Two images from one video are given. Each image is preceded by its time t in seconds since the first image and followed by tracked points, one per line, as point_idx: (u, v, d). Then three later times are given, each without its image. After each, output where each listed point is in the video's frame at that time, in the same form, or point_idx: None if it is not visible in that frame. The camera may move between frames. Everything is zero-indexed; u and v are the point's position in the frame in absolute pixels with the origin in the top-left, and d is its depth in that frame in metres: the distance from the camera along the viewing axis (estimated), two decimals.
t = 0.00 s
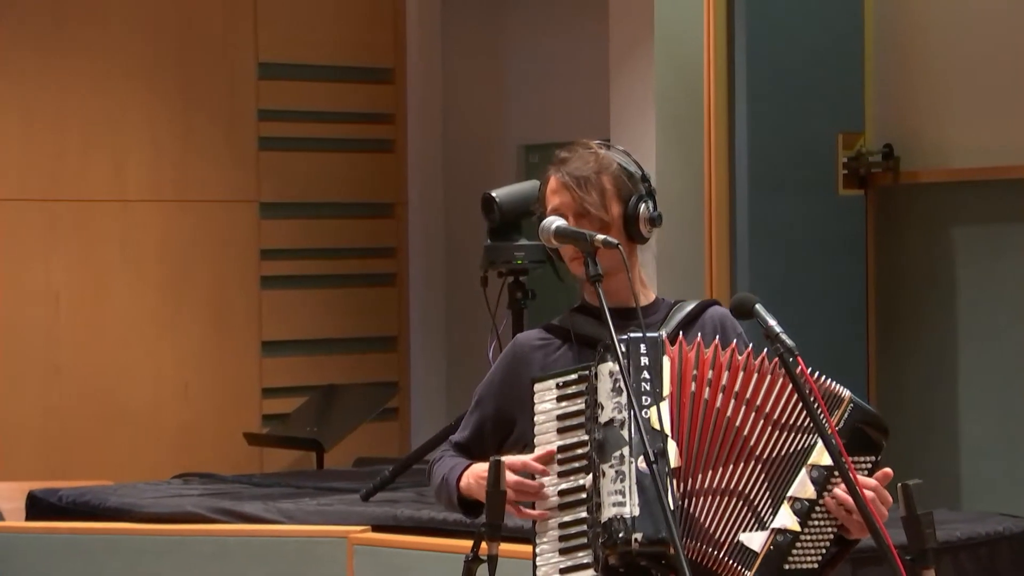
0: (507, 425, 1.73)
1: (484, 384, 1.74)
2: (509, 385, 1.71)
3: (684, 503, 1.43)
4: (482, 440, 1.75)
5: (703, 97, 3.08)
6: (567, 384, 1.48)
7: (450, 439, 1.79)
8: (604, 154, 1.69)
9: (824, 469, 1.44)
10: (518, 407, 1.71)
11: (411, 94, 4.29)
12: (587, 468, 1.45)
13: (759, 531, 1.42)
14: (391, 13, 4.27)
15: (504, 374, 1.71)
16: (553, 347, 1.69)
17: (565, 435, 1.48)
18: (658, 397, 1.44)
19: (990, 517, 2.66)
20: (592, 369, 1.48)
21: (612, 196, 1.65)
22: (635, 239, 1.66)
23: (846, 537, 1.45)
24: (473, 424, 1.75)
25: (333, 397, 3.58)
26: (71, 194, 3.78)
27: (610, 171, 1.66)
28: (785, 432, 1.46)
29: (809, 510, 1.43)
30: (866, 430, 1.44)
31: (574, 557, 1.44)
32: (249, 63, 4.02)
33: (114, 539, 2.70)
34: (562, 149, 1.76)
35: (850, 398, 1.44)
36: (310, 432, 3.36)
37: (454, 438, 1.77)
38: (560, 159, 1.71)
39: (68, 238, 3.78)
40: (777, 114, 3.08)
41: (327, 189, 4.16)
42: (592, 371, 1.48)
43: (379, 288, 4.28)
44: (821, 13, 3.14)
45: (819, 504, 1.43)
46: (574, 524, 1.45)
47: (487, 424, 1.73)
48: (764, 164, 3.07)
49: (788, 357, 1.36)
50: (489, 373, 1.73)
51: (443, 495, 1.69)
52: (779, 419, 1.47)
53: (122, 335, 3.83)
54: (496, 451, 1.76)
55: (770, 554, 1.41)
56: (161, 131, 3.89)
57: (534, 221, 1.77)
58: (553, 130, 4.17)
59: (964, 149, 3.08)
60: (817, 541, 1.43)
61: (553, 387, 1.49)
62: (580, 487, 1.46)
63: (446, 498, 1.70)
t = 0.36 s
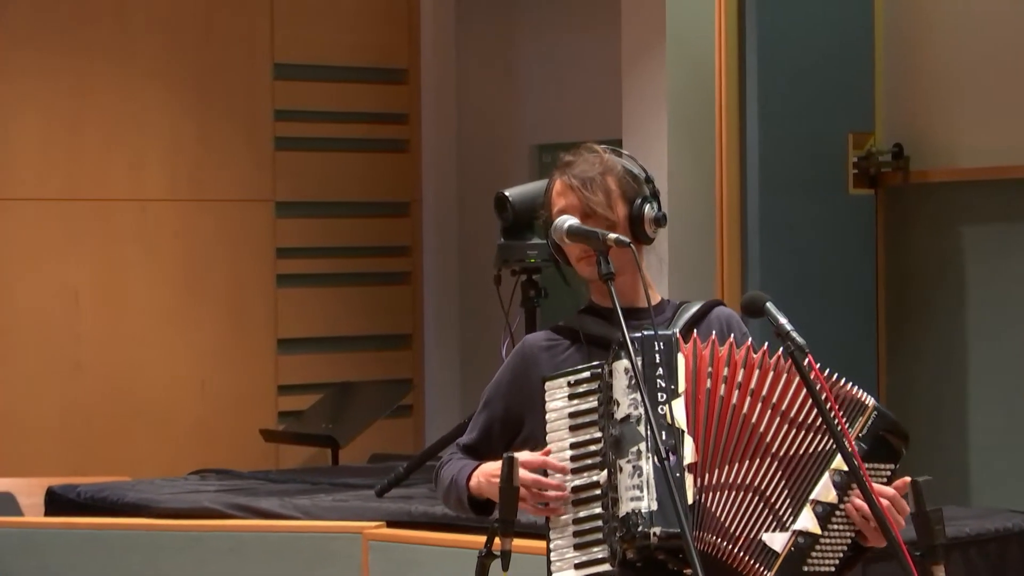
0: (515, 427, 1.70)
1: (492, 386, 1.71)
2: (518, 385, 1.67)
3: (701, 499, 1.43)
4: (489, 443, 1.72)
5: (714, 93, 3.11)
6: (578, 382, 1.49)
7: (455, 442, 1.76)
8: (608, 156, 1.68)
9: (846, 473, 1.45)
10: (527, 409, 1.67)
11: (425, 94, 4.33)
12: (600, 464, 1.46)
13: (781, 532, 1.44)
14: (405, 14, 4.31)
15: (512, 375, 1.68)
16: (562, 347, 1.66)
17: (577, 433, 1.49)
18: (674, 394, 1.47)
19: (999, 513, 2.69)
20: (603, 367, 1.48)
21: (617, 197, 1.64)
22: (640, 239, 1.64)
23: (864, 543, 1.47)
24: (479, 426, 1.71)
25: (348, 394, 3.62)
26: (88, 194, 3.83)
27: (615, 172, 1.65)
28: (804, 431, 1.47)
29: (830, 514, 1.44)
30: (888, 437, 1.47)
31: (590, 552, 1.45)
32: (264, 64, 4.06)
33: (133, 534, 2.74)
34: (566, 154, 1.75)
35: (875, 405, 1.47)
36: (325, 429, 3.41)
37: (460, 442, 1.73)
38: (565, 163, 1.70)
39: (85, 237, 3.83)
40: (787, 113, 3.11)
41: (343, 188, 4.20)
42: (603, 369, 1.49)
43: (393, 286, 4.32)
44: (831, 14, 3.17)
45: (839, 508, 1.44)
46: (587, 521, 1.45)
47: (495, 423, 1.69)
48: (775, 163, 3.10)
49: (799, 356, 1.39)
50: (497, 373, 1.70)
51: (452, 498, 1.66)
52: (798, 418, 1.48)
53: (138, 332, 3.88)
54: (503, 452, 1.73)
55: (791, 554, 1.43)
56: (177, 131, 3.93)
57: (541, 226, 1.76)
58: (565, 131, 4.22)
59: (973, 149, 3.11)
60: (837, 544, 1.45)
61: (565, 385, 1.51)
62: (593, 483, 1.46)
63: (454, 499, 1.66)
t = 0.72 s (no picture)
0: (527, 422, 1.75)
1: (504, 382, 1.76)
2: (530, 382, 1.73)
3: (715, 495, 1.42)
4: (501, 438, 1.77)
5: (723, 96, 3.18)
6: (592, 381, 1.51)
7: (466, 438, 1.81)
8: (619, 159, 1.71)
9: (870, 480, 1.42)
10: (540, 404, 1.73)
11: (440, 96, 4.41)
12: (615, 462, 1.47)
13: (804, 537, 1.42)
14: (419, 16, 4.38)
15: (525, 372, 1.73)
16: (573, 346, 1.71)
17: (591, 430, 1.51)
18: (685, 392, 1.46)
19: (1003, 507, 2.74)
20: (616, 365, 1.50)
21: (628, 198, 1.66)
22: (651, 241, 1.66)
23: (879, 551, 1.44)
24: (492, 421, 1.76)
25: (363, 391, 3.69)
26: (110, 194, 3.90)
27: (625, 174, 1.68)
28: (823, 431, 1.46)
29: (850, 520, 1.41)
30: (909, 447, 1.46)
31: (606, 548, 1.46)
32: (281, 65, 4.14)
33: (157, 526, 2.81)
34: (579, 156, 1.78)
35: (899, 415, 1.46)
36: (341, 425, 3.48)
37: (472, 438, 1.78)
38: (576, 166, 1.73)
39: (107, 236, 3.90)
40: (795, 113, 3.16)
41: (359, 187, 4.27)
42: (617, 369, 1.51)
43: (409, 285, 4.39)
44: (837, 17, 3.23)
45: (860, 514, 1.41)
46: (602, 517, 1.47)
47: (508, 420, 1.75)
48: (784, 163, 3.15)
49: (806, 353, 1.39)
50: (511, 371, 1.76)
51: (465, 492, 1.71)
52: (815, 418, 1.46)
53: (158, 329, 3.95)
54: (516, 448, 1.78)
55: (811, 559, 1.41)
56: (196, 132, 4.00)
57: (555, 228, 1.80)
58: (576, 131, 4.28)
59: (978, 150, 3.16)
60: (854, 550, 1.42)
61: (578, 384, 1.52)
62: (608, 481, 1.47)
63: (467, 493, 1.71)
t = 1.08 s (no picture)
0: (543, 414, 1.77)
1: (520, 374, 1.77)
2: (546, 375, 1.73)
3: (728, 493, 1.42)
4: (517, 429, 1.78)
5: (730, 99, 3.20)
6: (606, 376, 1.50)
7: (482, 428, 1.82)
8: (635, 156, 1.74)
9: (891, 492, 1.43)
10: (556, 397, 1.74)
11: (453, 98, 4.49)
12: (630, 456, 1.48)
13: (821, 545, 1.42)
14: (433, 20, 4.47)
15: (540, 366, 1.74)
16: (588, 341, 1.71)
17: (605, 425, 1.50)
18: (700, 391, 1.45)
19: (1005, 501, 2.81)
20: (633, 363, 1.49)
21: (643, 196, 1.70)
22: (665, 238, 1.70)
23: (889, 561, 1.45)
24: (508, 413, 1.77)
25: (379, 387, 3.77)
26: (130, 194, 3.99)
27: (641, 172, 1.71)
28: (841, 435, 1.45)
29: (866, 530, 1.43)
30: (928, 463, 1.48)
31: (619, 541, 1.47)
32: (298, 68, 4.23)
33: (180, 516, 2.90)
34: (594, 154, 1.81)
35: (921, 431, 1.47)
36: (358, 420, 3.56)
37: (488, 429, 1.79)
38: (592, 163, 1.77)
39: (128, 235, 3.99)
40: (800, 116, 3.25)
41: (374, 188, 4.36)
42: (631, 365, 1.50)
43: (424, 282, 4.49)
44: (842, 20, 3.30)
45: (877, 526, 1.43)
46: (617, 510, 1.47)
47: (524, 412, 1.76)
48: (790, 164, 3.24)
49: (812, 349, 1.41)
50: (526, 363, 1.76)
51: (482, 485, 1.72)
52: (831, 420, 1.46)
53: (178, 327, 4.04)
54: (531, 439, 1.79)
55: (827, 567, 1.42)
56: (215, 133, 4.10)
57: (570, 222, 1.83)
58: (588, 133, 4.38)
59: (979, 151, 3.23)
60: (867, 560, 1.43)
61: (593, 379, 1.51)
62: (623, 474, 1.48)
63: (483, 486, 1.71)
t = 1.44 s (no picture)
0: (553, 404, 1.80)
1: (532, 365, 1.81)
2: (558, 366, 1.78)
3: (738, 489, 1.48)
4: (528, 418, 1.82)
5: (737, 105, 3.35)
6: (619, 369, 1.52)
7: (494, 416, 1.86)
8: (644, 153, 1.77)
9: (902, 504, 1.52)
10: (566, 388, 1.78)
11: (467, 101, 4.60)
12: (640, 450, 1.50)
13: (834, 554, 1.51)
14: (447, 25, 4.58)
15: (552, 357, 1.78)
16: (599, 333, 1.76)
17: (617, 416, 1.52)
18: (710, 388, 1.48)
19: (1006, 494, 2.89)
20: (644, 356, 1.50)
21: (652, 193, 1.73)
22: (674, 234, 1.74)
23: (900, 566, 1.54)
24: (520, 401, 1.82)
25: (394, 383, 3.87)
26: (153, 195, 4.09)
27: (650, 170, 1.74)
28: (847, 437, 1.53)
29: (878, 539, 1.51)
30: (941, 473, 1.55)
31: (630, 532, 1.49)
32: (316, 72, 4.34)
33: (203, 507, 3.00)
34: (604, 152, 1.84)
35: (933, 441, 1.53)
36: (374, 414, 3.67)
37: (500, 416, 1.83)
38: (603, 161, 1.79)
39: (151, 235, 4.09)
40: (806, 117, 3.33)
41: (389, 188, 4.48)
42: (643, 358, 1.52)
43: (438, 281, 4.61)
44: (847, 25, 3.39)
45: (888, 534, 1.51)
46: (627, 502, 1.50)
47: (535, 401, 1.80)
48: (795, 164, 3.31)
49: (817, 347, 1.47)
50: (538, 354, 1.80)
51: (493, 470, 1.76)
52: (840, 422, 1.53)
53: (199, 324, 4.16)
54: (541, 427, 1.84)
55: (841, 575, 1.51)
56: (235, 136, 4.20)
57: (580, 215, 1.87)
58: (598, 135, 4.47)
59: (980, 154, 3.32)
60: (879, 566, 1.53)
61: (605, 372, 1.53)
62: (633, 467, 1.50)
63: (495, 472, 1.75)
